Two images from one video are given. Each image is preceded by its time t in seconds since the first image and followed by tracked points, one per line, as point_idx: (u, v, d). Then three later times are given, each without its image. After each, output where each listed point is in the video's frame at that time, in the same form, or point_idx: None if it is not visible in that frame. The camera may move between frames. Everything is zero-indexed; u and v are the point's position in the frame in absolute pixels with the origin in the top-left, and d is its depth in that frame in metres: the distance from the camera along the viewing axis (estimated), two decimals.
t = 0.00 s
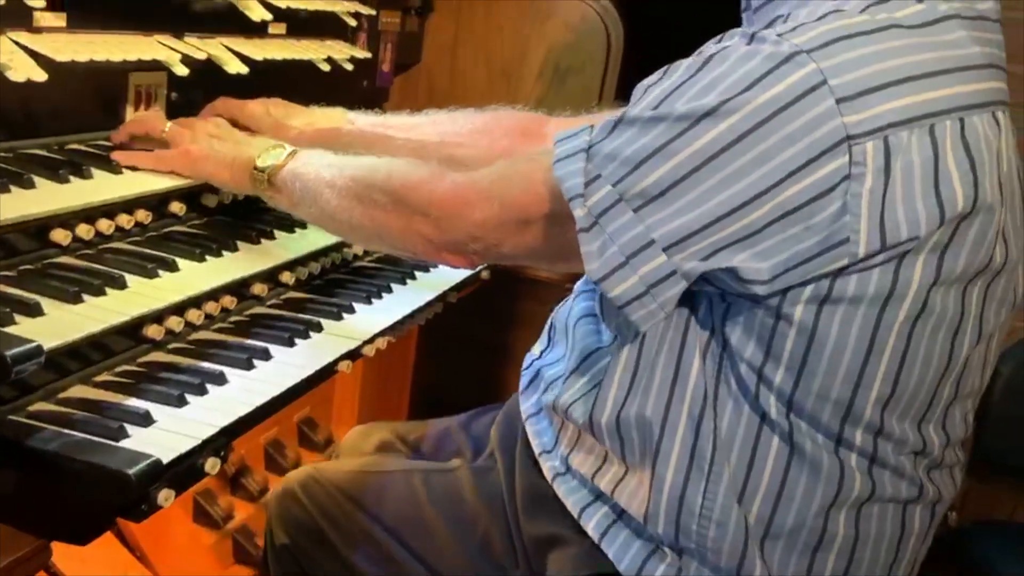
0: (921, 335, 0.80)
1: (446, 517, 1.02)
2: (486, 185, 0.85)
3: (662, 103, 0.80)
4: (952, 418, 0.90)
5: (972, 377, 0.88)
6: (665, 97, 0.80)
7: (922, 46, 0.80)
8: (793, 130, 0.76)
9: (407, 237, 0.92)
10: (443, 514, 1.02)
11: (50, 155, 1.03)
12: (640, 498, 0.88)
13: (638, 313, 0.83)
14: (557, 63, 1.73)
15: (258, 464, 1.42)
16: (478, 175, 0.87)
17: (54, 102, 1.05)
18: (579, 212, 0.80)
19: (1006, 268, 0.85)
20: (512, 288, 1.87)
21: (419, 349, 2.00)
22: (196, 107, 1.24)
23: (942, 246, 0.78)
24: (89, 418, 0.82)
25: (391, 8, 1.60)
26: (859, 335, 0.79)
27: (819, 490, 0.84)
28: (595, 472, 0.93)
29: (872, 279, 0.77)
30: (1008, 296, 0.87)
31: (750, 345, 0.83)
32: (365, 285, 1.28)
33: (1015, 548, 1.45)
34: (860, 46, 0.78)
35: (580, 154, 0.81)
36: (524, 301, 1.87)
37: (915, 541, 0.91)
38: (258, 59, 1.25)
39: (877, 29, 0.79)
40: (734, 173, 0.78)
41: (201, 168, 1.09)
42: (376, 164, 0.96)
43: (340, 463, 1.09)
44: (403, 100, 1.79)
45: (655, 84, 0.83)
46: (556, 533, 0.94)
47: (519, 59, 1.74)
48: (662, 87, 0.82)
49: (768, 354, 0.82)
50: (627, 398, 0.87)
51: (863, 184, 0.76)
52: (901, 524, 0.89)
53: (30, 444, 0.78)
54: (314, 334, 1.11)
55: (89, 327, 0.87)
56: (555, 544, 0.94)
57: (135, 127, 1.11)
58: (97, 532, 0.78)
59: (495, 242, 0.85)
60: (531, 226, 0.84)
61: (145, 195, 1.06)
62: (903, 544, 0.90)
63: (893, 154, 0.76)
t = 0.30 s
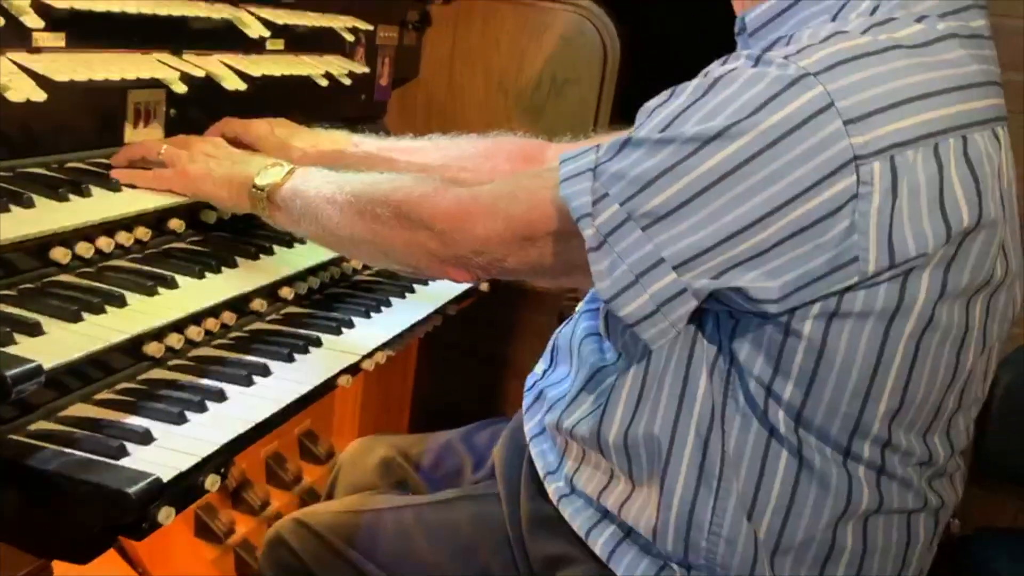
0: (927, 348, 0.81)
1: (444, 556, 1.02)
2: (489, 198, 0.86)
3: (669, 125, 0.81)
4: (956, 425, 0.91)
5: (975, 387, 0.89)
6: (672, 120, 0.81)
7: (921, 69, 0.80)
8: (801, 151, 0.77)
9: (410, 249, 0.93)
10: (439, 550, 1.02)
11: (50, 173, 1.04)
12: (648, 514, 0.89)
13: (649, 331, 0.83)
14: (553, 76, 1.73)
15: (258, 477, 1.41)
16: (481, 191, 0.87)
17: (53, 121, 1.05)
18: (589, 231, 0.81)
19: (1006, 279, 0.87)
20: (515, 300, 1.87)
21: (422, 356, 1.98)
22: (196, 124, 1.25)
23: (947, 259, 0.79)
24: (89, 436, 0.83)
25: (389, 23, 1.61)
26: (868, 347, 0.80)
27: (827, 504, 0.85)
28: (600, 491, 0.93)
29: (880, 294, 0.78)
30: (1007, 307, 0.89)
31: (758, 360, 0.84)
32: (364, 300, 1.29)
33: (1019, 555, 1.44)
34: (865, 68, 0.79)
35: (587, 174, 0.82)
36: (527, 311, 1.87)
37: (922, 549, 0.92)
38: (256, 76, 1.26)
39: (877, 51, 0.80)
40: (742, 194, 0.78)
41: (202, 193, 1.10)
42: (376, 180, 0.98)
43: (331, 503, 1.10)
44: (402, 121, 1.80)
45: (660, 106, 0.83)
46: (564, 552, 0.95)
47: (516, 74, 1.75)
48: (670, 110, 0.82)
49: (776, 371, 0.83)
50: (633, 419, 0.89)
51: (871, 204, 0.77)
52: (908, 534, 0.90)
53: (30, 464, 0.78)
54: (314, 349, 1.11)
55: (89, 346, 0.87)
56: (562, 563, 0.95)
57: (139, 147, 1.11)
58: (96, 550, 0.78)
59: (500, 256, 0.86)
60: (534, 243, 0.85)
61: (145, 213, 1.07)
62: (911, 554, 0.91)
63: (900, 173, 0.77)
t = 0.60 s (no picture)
0: (920, 357, 0.81)
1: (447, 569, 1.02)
2: (486, 215, 0.87)
3: (662, 140, 0.81)
4: (950, 435, 0.91)
5: (967, 397, 0.90)
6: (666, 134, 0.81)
7: (908, 80, 0.81)
8: (802, 157, 0.77)
9: (407, 273, 0.93)
10: (441, 563, 1.03)
11: (50, 192, 1.04)
12: (639, 526, 0.90)
13: (646, 344, 0.83)
14: (552, 89, 1.74)
15: (258, 490, 1.40)
16: (478, 207, 0.88)
17: (53, 140, 1.06)
18: (584, 246, 0.81)
19: (994, 286, 0.87)
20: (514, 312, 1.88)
21: (424, 364, 1.96)
22: (195, 140, 1.26)
23: (939, 269, 0.79)
24: (89, 455, 0.83)
25: (387, 38, 1.62)
26: (861, 357, 0.80)
27: (817, 516, 0.86)
28: (594, 503, 0.93)
29: (872, 303, 0.79)
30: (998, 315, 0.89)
31: (753, 372, 0.84)
32: (364, 314, 1.29)
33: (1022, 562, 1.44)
34: (855, 80, 0.79)
35: (581, 190, 0.82)
36: (527, 323, 1.87)
37: (912, 561, 0.92)
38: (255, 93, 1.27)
39: (866, 64, 0.80)
40: (734, 206, 0.79)
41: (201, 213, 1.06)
42: (375, 201, 0.97)
43: (334, 513, 1.10)
44: (402, 133, 1.82)
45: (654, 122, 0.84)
46: (557, 563, 0.96)
47: (515, 87, 1.75)
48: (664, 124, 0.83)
49: (771, 380, 0.83)
50: (625, 433, 0.90)
51: (863, 213, 0.77)
52: (899, 544, 0.90)
53: (30, 484, 0.78)
54: (314, 364, 1.11)
55: (89, 365, 0.87)
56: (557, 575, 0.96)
57: (152, 169, 1.11)
58: (97, 569, 0.79)
59: (497, 272, 0.87)
60: (531, 260, 0.86)
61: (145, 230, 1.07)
62: (902, 564, 0.91)
63: (890, 182, 0.78)
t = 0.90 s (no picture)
0: (930, 381, 0.86)
1: None
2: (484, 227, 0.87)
3: (678, 208, 0.83)
4: (952, 451, 0.96)
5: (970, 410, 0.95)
6: (683, 199, 0.82)
7: (903, 103, 0.84)
8: (803, 212, 0.79)
9: (457, 411, 0.93)
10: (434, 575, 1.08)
11: (51, 207, 1.04)
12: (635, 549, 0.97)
13: (676, 414, 0.82)
14: (552, 99, 1.74)
15: (260, 502, 1.39)
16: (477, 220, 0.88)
17: (53, 155, 1.07)
18: (621, 345, 0.82)
19: (995, 305, 0.92)
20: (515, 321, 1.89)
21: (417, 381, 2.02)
22: (195, 151, 1.28)
23: (947, 291, 0.83)
24: (90, 469, 0.83)
25: (387, 49, 1.63)
26: (880, 382, 0.84)
27: (814, 537, 0.90)
28: (594, 522, 1.01)
29: (886, 337, 0.82)
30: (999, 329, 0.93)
31: (769, 419, 0.86)
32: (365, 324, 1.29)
33: None
34: (853, 108, 0.82)
35: (600, 287, 0.84)
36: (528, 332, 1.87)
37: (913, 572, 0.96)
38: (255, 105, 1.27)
39: (849, 93, 0.83)
40: (759, 269, 0.79)
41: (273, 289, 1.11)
42: (434, 328, 0.96)
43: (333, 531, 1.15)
44: (401, 139, 1.82)
45: (663, 186, 0.85)
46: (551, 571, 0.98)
47: (513, 98, 1.76)
48: (680, 181, 0.84)
49: (786, 424, 0.86)
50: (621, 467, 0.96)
51: (877, 245, 0.79)
52: (899, 558, 0.95)
53: (32, 498, 0.79)
54: (314, 376, 1.11)
55: (90, 380, 0.87)
56: None
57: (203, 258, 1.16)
58: None
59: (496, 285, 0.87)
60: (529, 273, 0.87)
61: (145, 244, 1.07)
62: None
63: (900, 210, 0.80)
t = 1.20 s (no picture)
0: (925, 395, 0.87)
1: None
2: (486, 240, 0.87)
3: (685, 218, 0.82)
4: (951, 464, 0.97)
5: (969, 426, 0.96)
6: (690, 210, 0.83)
7: (922, 117, 0.84)
8: (812, 225, 0.79)
9: (466, 418, 0.95)
10: None
11: (53, 221, 1.05)
12: (634, 560, 0.99)
13: (678, 416, 0.83)
14: (550, 110, 1.75)
15: (263, 514, 1.39)
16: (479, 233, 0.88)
17: (53, 170, 1.07)
18: (624, 353, 0.82)
19: (999, 319, 0.93)
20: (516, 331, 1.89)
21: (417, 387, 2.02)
22: (195, 162, 1.29)
23: (949, 313, 0.84)
24: (92, 485, 0.83)
25: (387, 60, 1.63)
26: (873, 398, 0.85)
27: (813, 548, 0.92)
28: (592, 535, 1.02)
29: (884, 351, 0.83)
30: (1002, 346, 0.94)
31: (763, 425, 0.90)
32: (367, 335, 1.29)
33: None
34: (870, 122, 0.82)
35: (603, 293, 0.84)
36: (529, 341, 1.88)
37: None
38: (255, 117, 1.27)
39: (865, 107, 0.83)
40: (761, 283, 0.79)
41: (286, 315, 1.12)
42: (440, 337, 0.99)
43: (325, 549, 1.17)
44: (401, 151, 1.82)
45: (671, 196, 0.85)
46: None
47: (514, 108, 1.77)
48: (689, 189, 0.84)
49: (781, 433, 0.89)
50: (617, 472, 0.98)
51: (882, 262, 0.80)
52: (894, 569, 0.96)
53: (33, 515, 0.79)
54: (316, 389, 1.11)
55: (92, 395, 0.87)
56: None
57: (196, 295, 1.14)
58: None
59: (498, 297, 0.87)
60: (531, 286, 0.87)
61: (148, 258, 1.07)
62: None
63: (906, 229, 0.81)
